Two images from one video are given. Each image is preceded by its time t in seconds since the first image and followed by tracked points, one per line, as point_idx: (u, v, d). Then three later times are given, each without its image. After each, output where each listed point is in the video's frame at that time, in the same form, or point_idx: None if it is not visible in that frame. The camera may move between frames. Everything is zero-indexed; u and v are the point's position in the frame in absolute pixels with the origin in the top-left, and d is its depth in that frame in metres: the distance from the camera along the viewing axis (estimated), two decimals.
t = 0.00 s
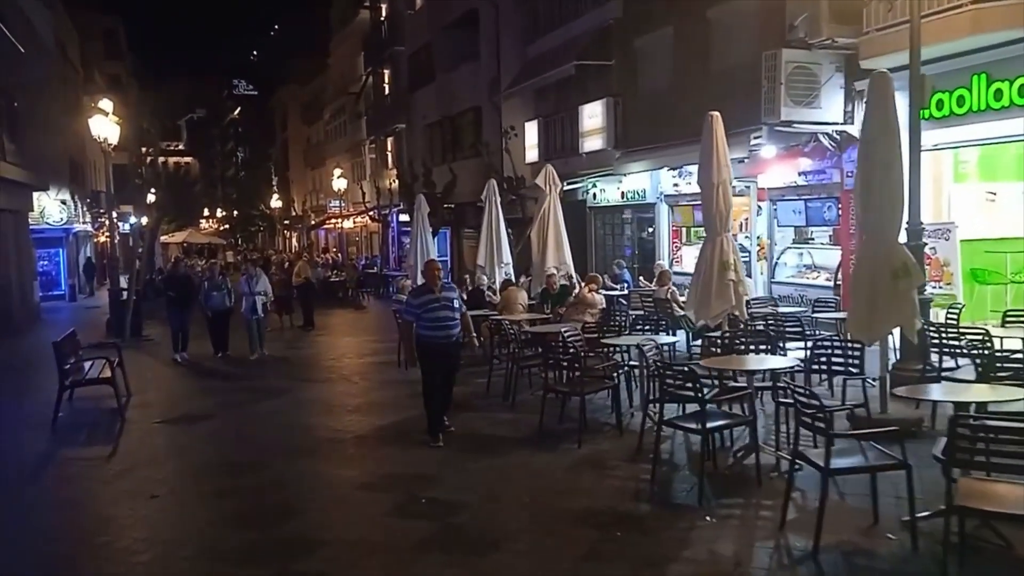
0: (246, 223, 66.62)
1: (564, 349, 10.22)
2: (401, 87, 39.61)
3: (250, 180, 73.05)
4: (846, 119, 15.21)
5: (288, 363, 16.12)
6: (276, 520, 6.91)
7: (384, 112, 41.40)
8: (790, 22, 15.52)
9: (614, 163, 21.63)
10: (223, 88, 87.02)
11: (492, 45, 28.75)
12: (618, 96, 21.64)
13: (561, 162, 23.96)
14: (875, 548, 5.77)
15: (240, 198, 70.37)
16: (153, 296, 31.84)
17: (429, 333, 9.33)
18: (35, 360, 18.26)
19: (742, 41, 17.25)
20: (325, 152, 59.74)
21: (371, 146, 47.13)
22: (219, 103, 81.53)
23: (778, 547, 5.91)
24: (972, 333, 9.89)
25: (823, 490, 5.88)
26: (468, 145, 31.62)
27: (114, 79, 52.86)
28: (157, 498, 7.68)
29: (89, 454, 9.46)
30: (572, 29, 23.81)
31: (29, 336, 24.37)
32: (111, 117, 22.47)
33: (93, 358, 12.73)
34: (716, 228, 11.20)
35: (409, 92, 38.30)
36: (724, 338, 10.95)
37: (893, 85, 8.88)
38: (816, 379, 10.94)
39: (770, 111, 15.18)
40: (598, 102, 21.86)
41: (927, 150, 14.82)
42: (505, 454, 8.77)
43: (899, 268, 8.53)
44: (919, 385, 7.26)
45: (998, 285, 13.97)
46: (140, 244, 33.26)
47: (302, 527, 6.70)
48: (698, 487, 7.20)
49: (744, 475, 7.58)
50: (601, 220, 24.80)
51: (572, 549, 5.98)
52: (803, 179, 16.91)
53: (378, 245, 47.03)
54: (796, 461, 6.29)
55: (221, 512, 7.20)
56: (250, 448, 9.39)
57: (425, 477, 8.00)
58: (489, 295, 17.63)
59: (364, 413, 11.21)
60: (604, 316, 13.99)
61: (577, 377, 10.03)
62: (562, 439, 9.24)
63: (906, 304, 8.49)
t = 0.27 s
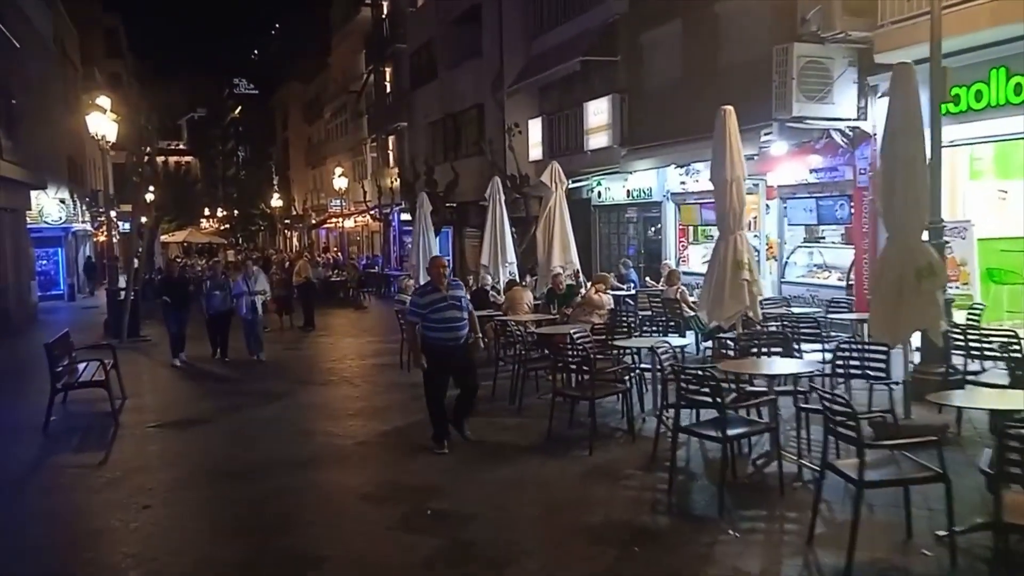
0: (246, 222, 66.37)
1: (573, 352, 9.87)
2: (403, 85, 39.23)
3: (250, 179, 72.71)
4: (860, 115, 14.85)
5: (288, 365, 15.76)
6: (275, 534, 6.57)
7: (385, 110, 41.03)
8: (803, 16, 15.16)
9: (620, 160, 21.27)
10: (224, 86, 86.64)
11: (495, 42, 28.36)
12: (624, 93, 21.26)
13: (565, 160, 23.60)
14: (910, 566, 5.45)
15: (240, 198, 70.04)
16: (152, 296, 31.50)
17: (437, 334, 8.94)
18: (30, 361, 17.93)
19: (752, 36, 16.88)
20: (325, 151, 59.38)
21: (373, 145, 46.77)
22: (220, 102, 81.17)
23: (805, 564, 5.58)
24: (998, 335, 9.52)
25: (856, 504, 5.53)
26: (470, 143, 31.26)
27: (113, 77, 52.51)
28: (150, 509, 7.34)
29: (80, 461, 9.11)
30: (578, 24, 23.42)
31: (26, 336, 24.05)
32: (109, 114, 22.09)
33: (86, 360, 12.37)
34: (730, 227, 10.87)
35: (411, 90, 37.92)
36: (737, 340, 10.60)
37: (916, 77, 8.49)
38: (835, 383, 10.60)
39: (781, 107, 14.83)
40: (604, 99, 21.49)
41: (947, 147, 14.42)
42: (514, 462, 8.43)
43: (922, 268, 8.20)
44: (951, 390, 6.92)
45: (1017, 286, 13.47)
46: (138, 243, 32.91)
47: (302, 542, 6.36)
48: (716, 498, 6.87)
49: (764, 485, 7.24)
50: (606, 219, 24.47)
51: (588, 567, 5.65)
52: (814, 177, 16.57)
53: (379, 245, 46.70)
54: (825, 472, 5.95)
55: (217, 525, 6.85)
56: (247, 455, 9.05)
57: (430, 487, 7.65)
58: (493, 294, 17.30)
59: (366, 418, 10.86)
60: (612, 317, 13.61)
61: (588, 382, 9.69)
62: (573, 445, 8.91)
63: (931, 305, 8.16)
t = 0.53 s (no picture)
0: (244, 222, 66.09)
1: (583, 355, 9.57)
2: (403, 84, 38.93)
3: (248, 179, 72.38)
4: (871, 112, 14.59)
5: (288, 368, 15.47)
6: (276, 547, 6.26)
7: (385, 109, 40.72)
8: (814, 11, 14.87)
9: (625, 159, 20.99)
10: (222, 86, 86.32)
11: (497, 40, 28.07)
12: (629, 90, 20.96)
13: (569, 158, 23.30)
14: None
15: (238, 197, 69.71)
16: (149, 297, 31.18)
17: (449, 342, 8.31)
18: (25, 363, 17.61)
19: (760, 32, 16.60)
20: (324, 151, 59.08)
21: (372, 144, 46.44)
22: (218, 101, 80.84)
23: None
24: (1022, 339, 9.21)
25: (893, 520, 5.23)
26: (471, 142, 30.95)
27: (111, 76, 52.20)
28: (145, 520, 7.03)
29: (74, 468, 8.80)
30: (581, 22, 23.13)
31: (21, 338, 23.73)
32: (105, 112, 21.77)
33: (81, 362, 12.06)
34: (743, 226, 10.56)
35: (412, 89, 37.62)
36: (751, 343, 10.30)
37: (941, 70, 8.15)
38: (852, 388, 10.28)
39: (792, 104, 14.57)
40: (608, 96, 21.19)
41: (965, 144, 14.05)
42: (524, 469, 8.12)
43: (948, 270, 7.88)
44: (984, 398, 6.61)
45: None
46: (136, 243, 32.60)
47: (305, 556, 6.06)
48: (738, 510, 6.57)
49: (785, 495, 6.94)
50: (610, 219, 24.20)
51: None
52: (824, 175, 16.27)
53: (378, 244, 46.42)
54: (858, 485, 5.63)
55: (216, 537, 6.55)
56: (246, 463, 8.74)
57: (438, 497, 7.34)
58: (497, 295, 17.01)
59: (369, 422, 10.56)
60: (620, 319, 13.31)
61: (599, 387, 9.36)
62: (584, 453, 8.60)
63: (956, 309, 7.83)
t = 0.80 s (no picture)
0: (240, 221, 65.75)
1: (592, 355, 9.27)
2: (400, 82, 38.64)
3: (244, 178, 71.94)
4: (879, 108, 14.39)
5: (286, 369, 15.18)
6: (278, 559, 5.98)
7: (381, 108, 40.41)
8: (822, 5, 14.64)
9: (626, 156, 20.74)
10: (217, 85, 85.86)
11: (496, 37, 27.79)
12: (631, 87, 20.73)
13: (569, 156, 23.01)
14: None
15: (234, 197, 69.28)
16: (144, 297, 30.82)
17: (470, 343, 7.73)
18: (18, 364, 17.28)
19: (766, 27, 16.36)
20: (321, 150, 58.76)
21: (369, 143, 46.06)
22: (213, 100, 80.41)
23: None
24: None
25: (932, 530, 4.96)
26: (470, 141, 30.65)
27: (106, 75, 51.79)
28: (140, 530, 6.73)
29: (66, 474, 8.50)
30: (582, 18, 22.87)
31: (14, 339, 23.38)
32: (100, 109, 21.44)
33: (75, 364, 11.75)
34: (754, 223, 10.31)
35: (409, 87, 37.33)
36: (764, 343, 10.03)
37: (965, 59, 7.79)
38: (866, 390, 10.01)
39: (799, 100, 14.36)
40: (610, 93, 20.97)
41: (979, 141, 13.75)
42: (534, 474, 7.83)
43: (971, 268, 7.60)
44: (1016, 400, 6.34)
45: None
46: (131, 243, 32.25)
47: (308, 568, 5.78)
48: (761, 518, 6.28)
49: (809, 502, 6.66)
50: (610, 217, 23.95)
51: None
52: (831, 173, 16.02)
53: (375, 244, 46.15)
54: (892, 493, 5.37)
55: (214, 548, 6.25)
56: (245, 468, 8.44)
57: (445, 505, 7.05)
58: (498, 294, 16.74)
59: (371, 425, 10.28)
60: (626, 318, 13.02)
61: (608, 389, 9.04)
62: (595, 458, 8.30)
63: (981, 308, 7.55)
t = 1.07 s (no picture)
0: (225, 222, 65.19)
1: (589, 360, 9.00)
2: (387, 81, 38.30)
3: (229, 178, 71.32)
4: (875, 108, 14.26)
5: (273, 374, 14.87)
6: None
7: (368, 108, 40.06)
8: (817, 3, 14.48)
9: (618, 157, 20.57)
10: (202, 85, 85.13)
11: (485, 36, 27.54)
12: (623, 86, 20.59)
13: (560, 157, 22.78)
14: None
15: (219, 197, 68.68)
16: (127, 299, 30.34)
17: (479, 352, 7.25)
18: None
19: (760, 26, 16.19)
20: (307, 150, 58.31)
21: (356, 143, 45.68)
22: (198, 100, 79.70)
23: None
24: None
25: (956, 550, 4.73)
26: (458, 141, 30.36)
27: (89, 74, 51.18)
28: (121, 548, 6.43)
29: (44, 487, 8.18)
30: (573, 17, 22.65)
31: None
32: (82, 108, 21.01)
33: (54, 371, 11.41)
34: (753, 225, 10.10)
35: (397, 87, 36.99)
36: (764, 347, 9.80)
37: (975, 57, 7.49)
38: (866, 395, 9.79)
39: (794, 100, 14.20)
40: (602, 93, 20.85)
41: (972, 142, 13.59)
42: (532, 485, 7.58)
43: (981, 271, 7.40)
44: None
45: None
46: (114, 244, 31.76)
47: None
48: (771, 532, 6.03)
49: (818, 515, 6.42)
50: (601, 218, 23.75)
51: None
52: (826, 173, 15.85)
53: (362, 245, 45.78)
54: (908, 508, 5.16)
55: (198, 567, 5.97)
56: (231, 481, 8.15)
57: (440, 519, 6.78)
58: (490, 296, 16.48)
59: (361, 432, 10.00)
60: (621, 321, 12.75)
61: (604, 396, 8.76)
62: (593, 468, 8.03)
63: (990, 311, 7.37)
